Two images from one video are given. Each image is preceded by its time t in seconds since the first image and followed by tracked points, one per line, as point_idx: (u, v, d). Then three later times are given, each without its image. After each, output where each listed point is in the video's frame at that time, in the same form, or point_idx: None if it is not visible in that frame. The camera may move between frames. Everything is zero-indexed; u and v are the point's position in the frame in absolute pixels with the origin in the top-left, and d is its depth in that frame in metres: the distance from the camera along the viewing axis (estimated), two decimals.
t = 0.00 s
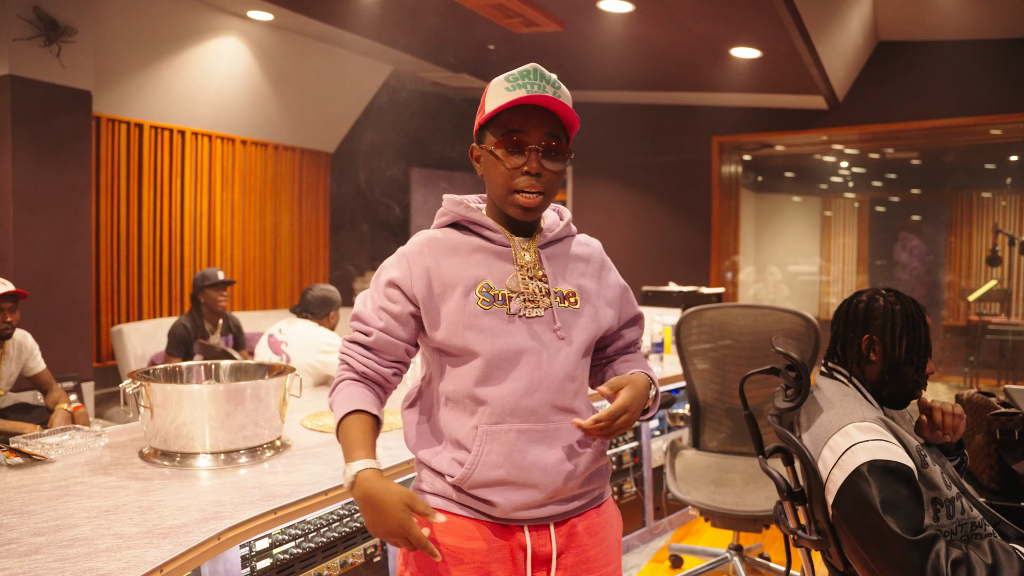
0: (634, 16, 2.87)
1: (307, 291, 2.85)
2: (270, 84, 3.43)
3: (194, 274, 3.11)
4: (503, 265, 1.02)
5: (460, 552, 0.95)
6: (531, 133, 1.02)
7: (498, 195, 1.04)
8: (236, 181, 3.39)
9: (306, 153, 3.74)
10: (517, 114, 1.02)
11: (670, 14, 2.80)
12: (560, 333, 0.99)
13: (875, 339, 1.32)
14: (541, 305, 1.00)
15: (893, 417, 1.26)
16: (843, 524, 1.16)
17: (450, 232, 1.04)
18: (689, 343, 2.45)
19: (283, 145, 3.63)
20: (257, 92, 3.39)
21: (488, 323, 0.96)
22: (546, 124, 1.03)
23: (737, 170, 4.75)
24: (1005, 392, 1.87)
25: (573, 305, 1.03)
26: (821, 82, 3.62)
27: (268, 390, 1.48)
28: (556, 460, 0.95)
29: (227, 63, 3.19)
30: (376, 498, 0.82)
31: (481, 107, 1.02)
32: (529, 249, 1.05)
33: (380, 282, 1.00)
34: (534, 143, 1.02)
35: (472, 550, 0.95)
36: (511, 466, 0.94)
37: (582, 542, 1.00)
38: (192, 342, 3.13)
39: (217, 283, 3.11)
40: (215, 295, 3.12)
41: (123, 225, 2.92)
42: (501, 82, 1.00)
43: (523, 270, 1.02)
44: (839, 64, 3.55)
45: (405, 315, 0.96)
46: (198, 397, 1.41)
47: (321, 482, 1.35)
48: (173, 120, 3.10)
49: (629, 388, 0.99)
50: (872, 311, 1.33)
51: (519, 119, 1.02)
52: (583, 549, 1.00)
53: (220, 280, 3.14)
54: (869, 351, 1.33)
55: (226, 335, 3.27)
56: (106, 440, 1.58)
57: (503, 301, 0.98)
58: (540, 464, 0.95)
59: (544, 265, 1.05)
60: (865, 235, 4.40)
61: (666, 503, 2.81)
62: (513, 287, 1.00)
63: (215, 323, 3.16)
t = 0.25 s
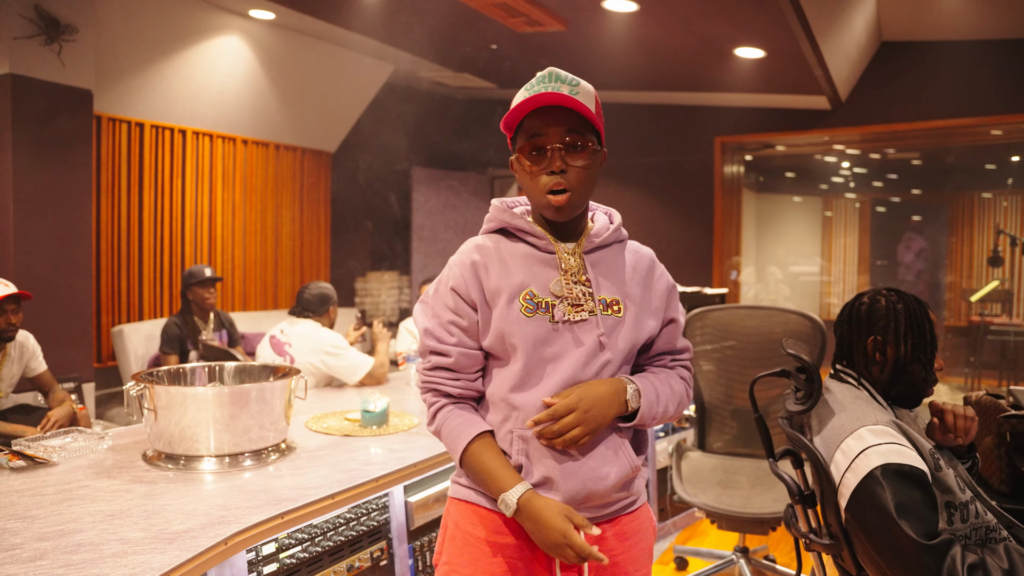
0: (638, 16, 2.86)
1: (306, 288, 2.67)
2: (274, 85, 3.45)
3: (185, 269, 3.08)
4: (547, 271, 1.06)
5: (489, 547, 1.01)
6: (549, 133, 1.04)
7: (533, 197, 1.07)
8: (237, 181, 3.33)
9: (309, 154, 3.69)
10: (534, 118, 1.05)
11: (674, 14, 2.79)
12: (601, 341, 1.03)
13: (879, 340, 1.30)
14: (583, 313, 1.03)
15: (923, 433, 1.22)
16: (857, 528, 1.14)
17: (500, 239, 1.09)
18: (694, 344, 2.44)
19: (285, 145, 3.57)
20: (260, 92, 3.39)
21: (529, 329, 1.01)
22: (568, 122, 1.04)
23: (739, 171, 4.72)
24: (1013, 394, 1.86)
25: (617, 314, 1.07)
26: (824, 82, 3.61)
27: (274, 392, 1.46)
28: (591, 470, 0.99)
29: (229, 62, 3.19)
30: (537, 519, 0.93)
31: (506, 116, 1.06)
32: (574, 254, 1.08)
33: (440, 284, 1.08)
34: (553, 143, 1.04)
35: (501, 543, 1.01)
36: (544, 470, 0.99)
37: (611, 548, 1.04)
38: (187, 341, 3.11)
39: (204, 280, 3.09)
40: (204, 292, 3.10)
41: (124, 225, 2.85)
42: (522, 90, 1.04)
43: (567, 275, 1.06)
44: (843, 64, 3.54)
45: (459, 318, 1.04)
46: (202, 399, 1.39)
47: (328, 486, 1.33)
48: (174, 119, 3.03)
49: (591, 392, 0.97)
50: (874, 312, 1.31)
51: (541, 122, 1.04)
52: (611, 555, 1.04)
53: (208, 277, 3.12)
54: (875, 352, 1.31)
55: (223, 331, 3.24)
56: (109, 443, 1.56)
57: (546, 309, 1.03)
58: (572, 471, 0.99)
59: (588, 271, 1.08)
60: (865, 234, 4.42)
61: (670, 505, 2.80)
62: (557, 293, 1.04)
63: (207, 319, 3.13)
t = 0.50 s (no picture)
0: (630, 14, 2.85)
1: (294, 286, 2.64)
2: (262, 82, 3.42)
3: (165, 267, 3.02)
4: (560, 270, 1.11)
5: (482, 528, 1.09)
6: (565, 131, 1.09)
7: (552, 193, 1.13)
8: (225, 177, 3.27)
9: (298, 151, 3.63)
10: (553, 118, 1.11)
11: (666, 12, 2.78)
12: (603, 341, 1.06)
13: (884, 340, 1.31)
14: (591, 312, 1.07)
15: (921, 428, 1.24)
16: (856, 526, 1.14)
17: (523, 237, 1.16)
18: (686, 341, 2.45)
19: (273, 141, 3.51)
20: (248, 89, 3.35)
21: (533, 325, 1.06)
22: (585, 121, 1.08)
23: (728, 169, 4.71)
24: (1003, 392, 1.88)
25: (623, 316, 1.08)
26: (814, 82, 3.63)
27: (267, 392, 1.44)
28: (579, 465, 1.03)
29: (218, 58, 3.17)
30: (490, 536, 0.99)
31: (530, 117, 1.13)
32: (588, 254, 1.12)
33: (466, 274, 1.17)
34: (568, 140, 1.09)
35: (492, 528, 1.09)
36: (532, 460, 1.04)
37: (602, 549, 1.07)
38: (168, 339, 3.07)
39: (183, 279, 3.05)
40: (184, 289, 3.07)
41: (111, 223, 2.79)
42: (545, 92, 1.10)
43: (578, 274, 1.10)
44: (832, 64, 3.56)
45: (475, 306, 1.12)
46: (194, 399, 1.37)
47: (323, 487, 1.32)
48: (162, 116, 2.98)
49: (600, 401, 0.98)
50: (881, 312, 1.31)
51: (560, 121, 1.10)
52: (602, 556, 1.07)
53: (186, 275, 3.08)
54: (879, 351, 1.32)
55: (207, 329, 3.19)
56: (98, 444, 1.54)
57: (553, 306, 1.08)
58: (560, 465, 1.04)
59: (601, 270, 1.11)
60: (853, 234, 4.48)
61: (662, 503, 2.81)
62: (566, 291, 1.09)
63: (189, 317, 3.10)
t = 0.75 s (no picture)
0: (615, 13, 2.85)
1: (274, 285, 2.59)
2: (242, 80, 3.39)
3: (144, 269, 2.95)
4: (536, 266, 1.14)
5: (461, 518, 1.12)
6: (561, 134, 1.09)
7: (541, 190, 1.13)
8: (207, 176, 3.24)
9: (279, 149, 3.64)
10: (553, 119, 1.10)
11: (651, 12, 2.79)
12: (564, 333, 1.05)
13: (868, 336, 1.32)
14: (557, 306, 1.07)
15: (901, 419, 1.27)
16: (847, 521, 1.15)
17: (512, 237, 1.21)
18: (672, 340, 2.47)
19: (255, 140, 3.51)
20: (228, 87, 3.32)
21: (501, 317, 1.10)
22: (580, 127, 1.08)
23: (710, 169, 4.77)
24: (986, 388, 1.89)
25: (587, 309, 1.07)
26: (795, 82, 3.66)
27: (254, 392, 1.43)
28: (535, 456, 1.03)
29: (198, 55, 3.13)
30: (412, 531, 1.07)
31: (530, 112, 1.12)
32: (563, 251, 1.12)
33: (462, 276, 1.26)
34: (563, 144, 1.09)
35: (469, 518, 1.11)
36: (494, 448, 1.07)
37: (571, 548, 1.04)
38: (149, 340, 3.02)
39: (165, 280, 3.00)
40: (164, 292, 3.01)
41: (90, 222, 2.75)
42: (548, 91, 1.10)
43: (550, 269, 1.12)
44: (814, 64, 3.60)
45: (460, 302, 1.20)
46: (180, 400, 1.35)
47: (312, 488, 1.30)
48: (142, 114, 2.94)
49: (544, 353, 0.95)
50: (863, 309, 1.32)
51: (559, 122, 1.09)
52: (570, 555, 1.04)
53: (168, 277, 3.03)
54: (863, 348, 1.33)
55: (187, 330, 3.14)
56: (81, 446, 1.51)
57: (522, 299, 1.10)
58: (518, 456, 1.05)
59: (573, 267, 1.11)
60: (831, 233, 4.51)
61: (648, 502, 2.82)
62: (536, 285, 1.10)
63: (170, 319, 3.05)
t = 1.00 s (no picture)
0: (605, 12, 2.85)
1: (259, 284, 2.58)
2: (228, 78, 3.35)
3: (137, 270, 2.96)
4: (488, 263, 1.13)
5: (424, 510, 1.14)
6: (531, 132, 1.06)
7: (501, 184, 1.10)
8: (192, 174, 3.23)
9: (264, 148, 3.63)
10: (528, 116, 1.08)
11: (641, 12, 2.79)
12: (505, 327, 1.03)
13: (863, 336, 1.33)
14: (498, 301, 1.05)
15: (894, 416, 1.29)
16: (843, 519, 1.16)
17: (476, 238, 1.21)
18: (663, 340, 2.47)
19: (241, 139, 3.50)
20: (214, 85, 3.29)
21: (451, 314, 1.11)
22: (549, 131, 1.05)
23: (696, 169, 4.78)
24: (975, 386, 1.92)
25: (527, 302, 1.03)
26: (783, 82, 3.68)
27: (247, 394, 1.41)
28: (478, 448, 1.03)
29: (183, 53, 3.09)
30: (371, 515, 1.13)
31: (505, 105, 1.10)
32: (511, 246, 1.10)
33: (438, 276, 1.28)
34: (530, 141, 1.06)
35: (429, 509, 1.12)
36: (444, 441, 1.08)
37: (519, 539, 1.03)
38: (139, 342, 3.00)
39: (159, 283, 2.97)
40: (157, 294, 2.99)
41: (72, 221, 2.71)
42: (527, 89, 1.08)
43: (497, 264, 1.09)
44: (801, 64, 3.62)
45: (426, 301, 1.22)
46: (171, 401, 1.33)
47: (307, 490, 1.29)
48: (125, 112, 2.90)
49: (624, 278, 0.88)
50: (859, 309, 1.33)
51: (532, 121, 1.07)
52: (520, 547, 1.03)
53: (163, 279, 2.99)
54: (859, 347, 1.34)
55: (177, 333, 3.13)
56: (69, 449, 1.48)
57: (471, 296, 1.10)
58: (464, 447, 1.05)
59: (520, 261, 1.08)
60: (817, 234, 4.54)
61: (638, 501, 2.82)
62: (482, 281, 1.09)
63: (161, 322, 3.05)
